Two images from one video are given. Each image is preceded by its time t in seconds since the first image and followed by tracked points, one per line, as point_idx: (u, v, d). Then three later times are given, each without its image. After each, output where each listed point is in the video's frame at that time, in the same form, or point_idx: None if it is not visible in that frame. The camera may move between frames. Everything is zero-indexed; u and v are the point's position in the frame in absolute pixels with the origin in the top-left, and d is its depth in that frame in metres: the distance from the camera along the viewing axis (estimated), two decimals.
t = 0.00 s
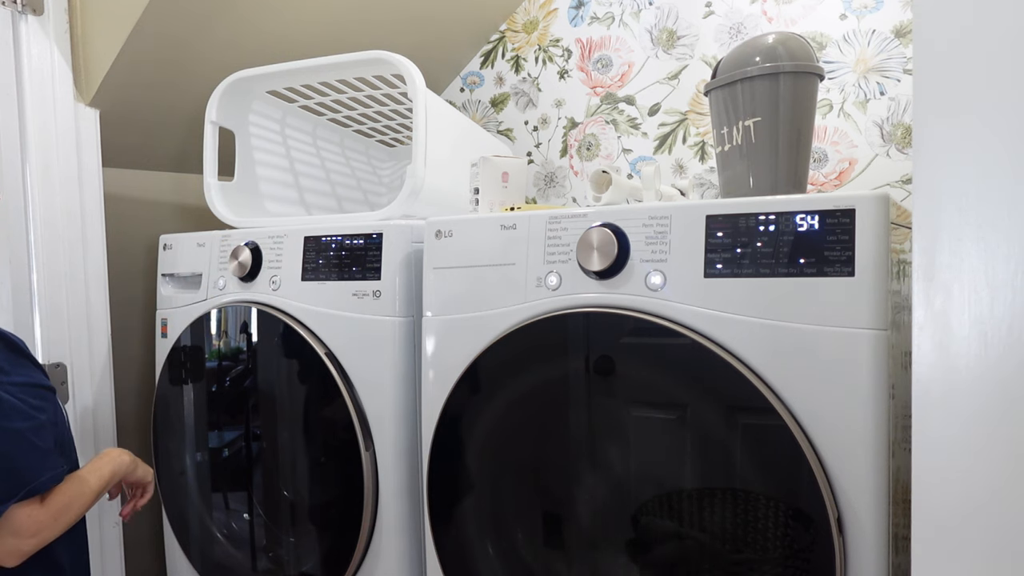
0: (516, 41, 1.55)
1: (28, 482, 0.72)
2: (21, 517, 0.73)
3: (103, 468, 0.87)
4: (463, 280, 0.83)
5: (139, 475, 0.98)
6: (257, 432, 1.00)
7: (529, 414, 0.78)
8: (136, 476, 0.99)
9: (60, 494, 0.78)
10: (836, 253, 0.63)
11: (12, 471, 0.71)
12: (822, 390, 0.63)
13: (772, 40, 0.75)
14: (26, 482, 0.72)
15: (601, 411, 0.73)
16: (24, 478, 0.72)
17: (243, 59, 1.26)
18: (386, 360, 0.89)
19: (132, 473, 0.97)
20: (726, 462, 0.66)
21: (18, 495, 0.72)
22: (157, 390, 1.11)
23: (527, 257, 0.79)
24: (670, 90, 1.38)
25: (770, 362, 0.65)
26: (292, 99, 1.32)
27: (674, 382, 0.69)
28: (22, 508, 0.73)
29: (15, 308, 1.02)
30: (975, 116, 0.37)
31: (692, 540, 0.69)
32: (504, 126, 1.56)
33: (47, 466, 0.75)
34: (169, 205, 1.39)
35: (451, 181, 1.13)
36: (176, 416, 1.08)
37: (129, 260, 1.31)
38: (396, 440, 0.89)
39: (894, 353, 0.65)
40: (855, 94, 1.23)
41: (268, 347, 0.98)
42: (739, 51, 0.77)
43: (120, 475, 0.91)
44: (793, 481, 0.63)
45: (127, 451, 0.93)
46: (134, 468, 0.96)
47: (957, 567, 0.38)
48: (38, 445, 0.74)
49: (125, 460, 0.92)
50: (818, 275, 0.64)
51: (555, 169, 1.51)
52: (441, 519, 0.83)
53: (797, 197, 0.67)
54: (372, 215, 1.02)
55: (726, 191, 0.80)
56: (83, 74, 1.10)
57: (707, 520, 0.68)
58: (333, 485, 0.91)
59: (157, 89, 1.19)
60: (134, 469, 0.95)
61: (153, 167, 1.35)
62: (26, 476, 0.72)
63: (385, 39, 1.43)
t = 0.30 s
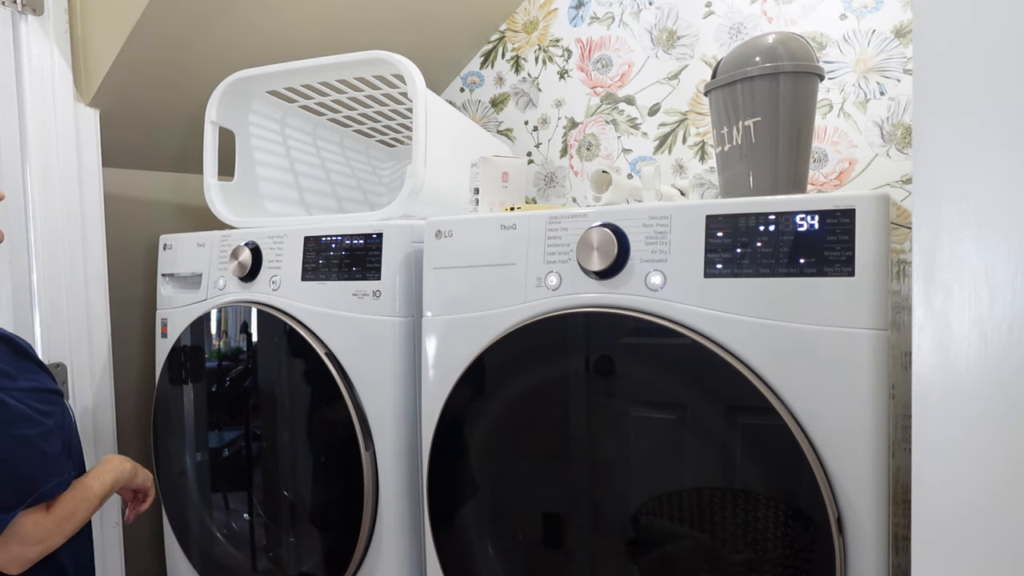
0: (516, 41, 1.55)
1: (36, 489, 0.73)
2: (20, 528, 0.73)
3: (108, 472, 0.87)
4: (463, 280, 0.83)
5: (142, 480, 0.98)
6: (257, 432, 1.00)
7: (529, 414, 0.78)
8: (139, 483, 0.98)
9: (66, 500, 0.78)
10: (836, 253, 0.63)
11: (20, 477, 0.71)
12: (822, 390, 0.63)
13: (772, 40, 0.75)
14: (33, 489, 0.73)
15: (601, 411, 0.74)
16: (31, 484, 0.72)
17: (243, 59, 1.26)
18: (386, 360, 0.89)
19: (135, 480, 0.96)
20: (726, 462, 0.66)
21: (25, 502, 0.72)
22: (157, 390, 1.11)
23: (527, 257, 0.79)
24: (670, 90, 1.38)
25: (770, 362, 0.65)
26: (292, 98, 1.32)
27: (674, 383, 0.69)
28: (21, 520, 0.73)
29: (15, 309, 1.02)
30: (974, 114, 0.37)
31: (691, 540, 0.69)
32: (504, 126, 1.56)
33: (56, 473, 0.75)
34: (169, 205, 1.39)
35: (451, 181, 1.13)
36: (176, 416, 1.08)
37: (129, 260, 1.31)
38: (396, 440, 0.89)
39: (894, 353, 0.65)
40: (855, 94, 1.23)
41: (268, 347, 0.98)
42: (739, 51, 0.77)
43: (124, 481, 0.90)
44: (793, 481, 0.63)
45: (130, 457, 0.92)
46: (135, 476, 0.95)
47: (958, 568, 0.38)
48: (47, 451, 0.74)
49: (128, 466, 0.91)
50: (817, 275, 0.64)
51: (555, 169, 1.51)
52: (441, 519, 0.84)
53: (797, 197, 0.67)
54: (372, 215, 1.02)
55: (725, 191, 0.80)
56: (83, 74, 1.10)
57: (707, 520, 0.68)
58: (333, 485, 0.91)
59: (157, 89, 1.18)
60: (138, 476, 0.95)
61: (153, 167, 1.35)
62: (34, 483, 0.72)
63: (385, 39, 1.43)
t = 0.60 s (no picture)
0: (516, 41, 1.55)
1: (66, 475, 0.67)
2: (88, 487, 0.70)
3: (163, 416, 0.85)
4: (463, 280, 0.83)
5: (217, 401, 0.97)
6: (257, 432, 1.00)
7: (529, 414, 0.78)
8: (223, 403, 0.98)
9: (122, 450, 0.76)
10: (836, 253, 0.63)
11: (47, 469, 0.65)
12: (822, 390, 0.63)
13: (772, 41, 0.75)
14: (64, 476, 0.67)
15: (600, 411, 0.74)
16: (61, 473, 0.67)
17: (242, 59, 1.26)
18: (387, 360, 0.89)
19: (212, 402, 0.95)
20: (726, 462, 0.66)
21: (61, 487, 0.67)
22: (157, 390, 1.11)
23: (527, 257, 0.79)
24: (670, 90, 1.38)
25: (770, 362, 0.65)
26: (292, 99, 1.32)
27: (674, 383, 0.69)
28: (89, 479, 0.70)
29: (15, 308, 1.02)
30: (975, 115, 0.37)
31: (691, 539, 0.69)
32: (504, 126, 1.56)
33: (85, 456, 0.69)
34: (169, 205, 1.39)
35: (451, 181, 1.13)
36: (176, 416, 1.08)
37: (128, 260, 1.31)
38: (396, 440, 0.89)
39: (894, 353, 0.65)
40: (856, 94, 1.23)
41: (268, 347, 0.98)
42: (739, 51, 0.77)
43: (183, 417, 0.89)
44: (792, 481, 0.63)
45: (186, 395, 0.91)
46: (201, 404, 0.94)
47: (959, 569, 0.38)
48: (69, 439, 0.68)
49: (187, 404, 0.90)
50: (817, 275, 0.64)
51: (555, 169, 1.51)
52: (441, 519, 0.84)
53: (797, 197, 0.67)
54: (372, 215, 1.02)
55: (726, 191, 0.80)
56: (83, 74, 1.10)
57: (707, 520, 0.68)
58: (333, 485, 0.91)
59: (157, 89, 1.18)
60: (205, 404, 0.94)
61: (152, 167, 1.35)
62: (63, 471, 0.67)
63: (384, 39, 1.43)
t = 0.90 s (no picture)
0: (516, 41, 1.55)
1: (111, 426, 0.71)
2: (136, 431, 0.74)
3: (200, 348, 0.86)
4: (463, 280, 0.83)
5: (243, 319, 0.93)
6: (257, 432, 1.00)
7: (529, 414, 0.78)
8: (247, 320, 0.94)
9: (164, 392, 0.78)
10: (836, 253, 0.63)
11: (89, 423, 0.69)
12: (821, 390, 0.64)
13: (772, 40, 0.75)
14: (110, 426, 0.71)
15: (600, 411, 0.74)
16: (105, 423, 0.70)
17: (242, 59, 1.26)
18: (387, 360, 0.89)
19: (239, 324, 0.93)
20: (726, 462, 0.66)
21: (111, 436, 0.71)
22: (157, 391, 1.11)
23: (527, 257, 0.79)
24: (670, 90, 1.38)
25: (770, 362, 0.65)
26: (292, 99, 1.32)
27: (674, 383, 0.69)
28: (136, 423, 0.74)
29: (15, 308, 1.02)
30: (974, 115, 0.36)
31: (692, 539, 0.69)
32: (504, 126, 1.56)
33: (123, 404, 0.72)
34: (168, 205, 1.39)
35: (451, 181, 1.13)
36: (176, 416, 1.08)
37: (128, 260, 1.31)
38: (396, 441, 0.89)
39: (893, 353, 0.65)
40: (855, 94, 1.23)
41: (269, 346, 0.98)
42: (739, 50, 0.77)
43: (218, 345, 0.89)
44: (792, 481, 0.63)
45: (218, 326, 0.90)
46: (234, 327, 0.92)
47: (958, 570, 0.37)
48: (103, 392, 0.72)
49: (219, 335, 0.89)
50: (817, 275, 0.64)
51: (555, 169, 1.51)
52: (441, 519, 0.84)
53: (797, 197, 0.67)
54: (372, 215, 1.02)
55: (726, 191, 0.80)
56: (83, 74, 1.10)
57: (707, 520, 0.68)
58: (333, 485, 0.91)
59: (156, 89, 1.18)
60: (235, 328, 0.92)
61: (152, 167, 1.35)
62: (105, 422, 0.70)
63: (384, 39, 1.43)
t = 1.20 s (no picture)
0: (516, 41, 1.55)
1: (114, 426, 0.70)
2: (138, 429, 0.74)
3: (201, 348, 0.86)
4: (463, 280, 0.83)
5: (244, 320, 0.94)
6: (257, 432, 1.00)
7: (528, 415, 0.78)
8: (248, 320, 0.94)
9: (166, 391, 0.79)
10: (836, 253, 0.63)
11: (91, 423, 0.69)
12: (822, 390, 0.63)
13: (772, 41, 0.75)
14: (112, 426, 0.70)
15: (600, 411, 0.74)
16: (107, 423, 0.70)
17: (242, 59, 1.26)
18: (387, 360, 0.89)
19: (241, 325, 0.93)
20: (726, 462, 0.66)
21: (112, 436, 0.71)
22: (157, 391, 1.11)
23: (527, 257, 0.79)
24: (670, 90, 1.38)
25: (770, 362, 0.65)
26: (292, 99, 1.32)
27: (674, 383, 0.69)
28: (137, 422, 0.74)
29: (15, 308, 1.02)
30: (975, 114, 0.36)
31: (692, 540, 0.69)
32: (504, 126, 1.56)
33: (126, 404, 0.72)
34: (169, 205, 1.39)
35: (451, 182, 1.13)
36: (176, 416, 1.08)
37: (128, 260, 1.31)
38: (396, 441, 0.89)
39: (893, 353, 0.65)
40: (856, 94, 1.23)
41: (269, 347, 0.98)
42: (739, 50, 0.77)
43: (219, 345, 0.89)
44: (792, 481, 0.63)
45: (219, 326, 0.90)
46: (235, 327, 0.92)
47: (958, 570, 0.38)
48: (106, 392, 0.71)
49: (221, 335, 0.89)
50: (817, 275, 0.64)
51: (555, 169, 1.51)
52: (441, 520, 0.84)
53: (797, 196, 0.67)
54: (372, 215, 1.02)
55: (726, 191, 0.80)
56: (83, 74, 1.10)
57: (707, 520, 0.68)
58: (333, 485, 0.91)
59: (156, 89, 1.18)
60: (236, 328, 0.92)
61: (152, 167, 1.35)
62: (107, 421, 0.70)
63: (384, 39, 1.43)
